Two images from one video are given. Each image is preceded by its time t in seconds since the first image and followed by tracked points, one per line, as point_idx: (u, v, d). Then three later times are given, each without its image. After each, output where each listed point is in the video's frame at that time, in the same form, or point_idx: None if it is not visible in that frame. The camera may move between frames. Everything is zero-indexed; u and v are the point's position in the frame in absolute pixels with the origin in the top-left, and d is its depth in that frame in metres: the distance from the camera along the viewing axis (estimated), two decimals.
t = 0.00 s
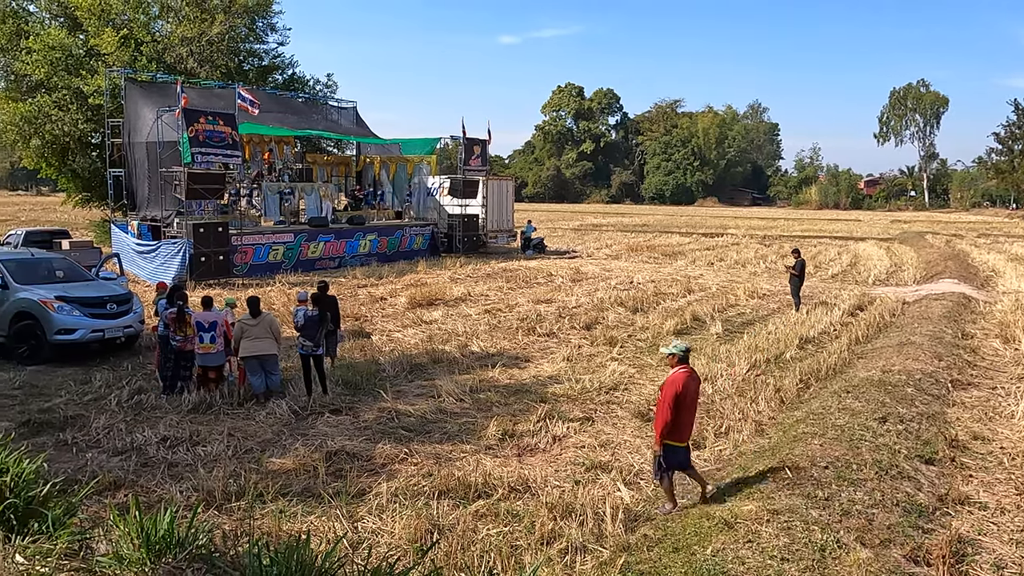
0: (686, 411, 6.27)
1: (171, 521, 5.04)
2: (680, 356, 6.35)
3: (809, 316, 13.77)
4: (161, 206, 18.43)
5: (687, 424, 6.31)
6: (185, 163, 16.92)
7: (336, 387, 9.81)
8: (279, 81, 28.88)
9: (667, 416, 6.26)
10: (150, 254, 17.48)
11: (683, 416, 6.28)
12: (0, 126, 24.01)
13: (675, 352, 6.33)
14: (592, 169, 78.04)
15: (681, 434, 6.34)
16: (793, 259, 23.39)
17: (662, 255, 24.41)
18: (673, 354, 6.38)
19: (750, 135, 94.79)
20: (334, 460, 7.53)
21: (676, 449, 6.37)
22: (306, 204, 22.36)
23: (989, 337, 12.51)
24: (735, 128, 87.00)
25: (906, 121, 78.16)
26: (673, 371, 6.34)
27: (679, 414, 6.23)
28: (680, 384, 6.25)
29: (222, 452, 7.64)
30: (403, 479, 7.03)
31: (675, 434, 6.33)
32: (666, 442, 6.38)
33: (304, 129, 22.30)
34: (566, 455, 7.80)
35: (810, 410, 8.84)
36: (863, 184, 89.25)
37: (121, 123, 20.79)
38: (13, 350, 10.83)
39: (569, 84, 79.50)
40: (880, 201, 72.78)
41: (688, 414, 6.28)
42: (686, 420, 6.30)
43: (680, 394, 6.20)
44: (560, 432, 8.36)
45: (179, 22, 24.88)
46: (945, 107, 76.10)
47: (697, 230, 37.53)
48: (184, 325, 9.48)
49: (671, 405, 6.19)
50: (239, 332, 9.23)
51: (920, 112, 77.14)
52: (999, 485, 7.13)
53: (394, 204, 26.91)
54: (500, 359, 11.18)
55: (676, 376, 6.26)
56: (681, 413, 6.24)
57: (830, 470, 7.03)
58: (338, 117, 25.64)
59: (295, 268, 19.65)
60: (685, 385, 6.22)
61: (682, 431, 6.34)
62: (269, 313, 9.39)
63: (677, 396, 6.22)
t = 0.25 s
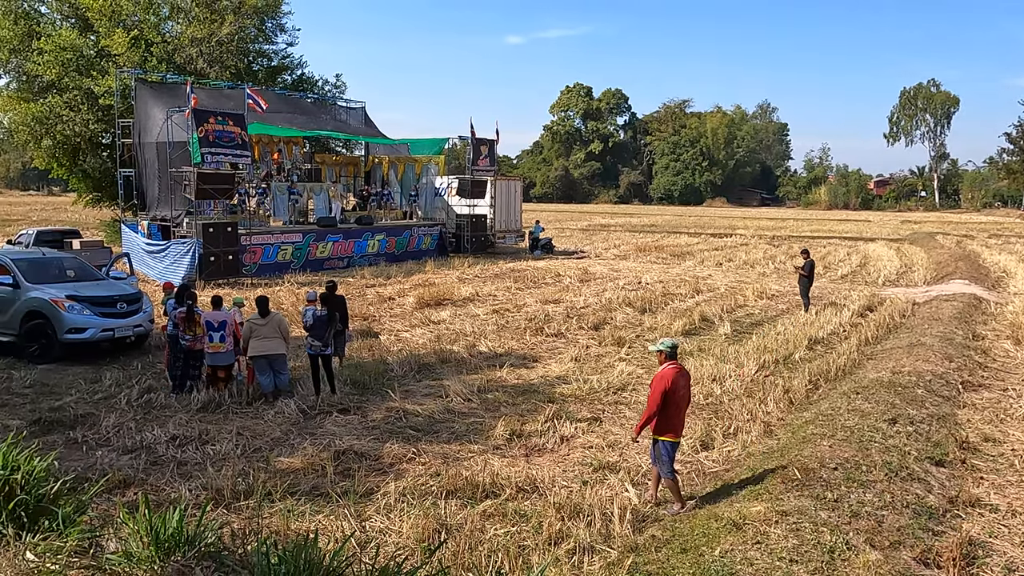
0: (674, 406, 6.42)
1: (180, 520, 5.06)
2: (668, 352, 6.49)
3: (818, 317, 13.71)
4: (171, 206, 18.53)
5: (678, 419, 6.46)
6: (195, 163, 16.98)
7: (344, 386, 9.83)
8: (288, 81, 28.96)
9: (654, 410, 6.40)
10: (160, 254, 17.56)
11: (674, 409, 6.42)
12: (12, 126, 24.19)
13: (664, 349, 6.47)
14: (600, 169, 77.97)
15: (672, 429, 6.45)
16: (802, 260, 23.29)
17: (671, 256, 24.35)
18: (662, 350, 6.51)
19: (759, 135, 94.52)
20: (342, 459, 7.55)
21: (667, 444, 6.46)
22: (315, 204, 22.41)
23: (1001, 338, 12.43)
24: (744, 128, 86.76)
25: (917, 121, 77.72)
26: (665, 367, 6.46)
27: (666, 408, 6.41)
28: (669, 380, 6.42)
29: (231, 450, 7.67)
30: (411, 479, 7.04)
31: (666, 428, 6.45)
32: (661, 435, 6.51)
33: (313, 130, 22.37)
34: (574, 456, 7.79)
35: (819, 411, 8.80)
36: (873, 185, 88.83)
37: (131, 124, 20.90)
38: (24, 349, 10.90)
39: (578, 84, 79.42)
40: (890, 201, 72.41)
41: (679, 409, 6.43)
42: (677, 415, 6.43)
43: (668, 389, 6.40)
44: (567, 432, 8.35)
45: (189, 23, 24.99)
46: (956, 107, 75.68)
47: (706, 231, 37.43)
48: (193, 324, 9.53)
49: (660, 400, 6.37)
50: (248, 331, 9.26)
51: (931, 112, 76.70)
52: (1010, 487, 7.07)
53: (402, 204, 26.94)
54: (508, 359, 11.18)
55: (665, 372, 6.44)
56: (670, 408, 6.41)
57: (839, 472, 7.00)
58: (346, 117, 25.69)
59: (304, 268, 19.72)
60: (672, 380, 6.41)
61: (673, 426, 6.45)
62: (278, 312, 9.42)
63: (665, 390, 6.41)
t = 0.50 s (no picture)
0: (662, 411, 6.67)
1: (189, 518, 5.08)
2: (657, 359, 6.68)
3: (828, 317, 13.65)
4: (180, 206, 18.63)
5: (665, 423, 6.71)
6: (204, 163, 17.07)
7: (352, 386, 9.85)
8: (297, 81, 29.03)
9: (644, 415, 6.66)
10: (169, 254, 17.64)
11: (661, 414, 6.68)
12: (23, 126, 24.35)
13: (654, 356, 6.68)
14: (608, 170, 77.88)
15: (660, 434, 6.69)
16: (811, 260, 23.20)
17: (679, 256, 24.29)
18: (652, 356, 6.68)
19: (768, 135, 94.22)
20: (350, 458, 7.57)
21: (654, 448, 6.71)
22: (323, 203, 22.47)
23: (1011, 339, 12.35)
24: (753, 128, 86.50)
25: (927, 121, 77.28)
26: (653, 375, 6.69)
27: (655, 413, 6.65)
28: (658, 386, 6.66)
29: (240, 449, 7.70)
30: (418, 478, 7.05)
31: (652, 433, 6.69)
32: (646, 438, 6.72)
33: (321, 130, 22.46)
34: (582, 456, 7.78)
35: (828, 412, 8.76)
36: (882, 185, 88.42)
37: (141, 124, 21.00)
38: (35, 348, 10.96)
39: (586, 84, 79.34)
40: (900, 202, 72.02)
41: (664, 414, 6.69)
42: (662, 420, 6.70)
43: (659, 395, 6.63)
44: (575, 432, 8.35)
45: (198, 24, 25.10)
46: (966, 107, 75.19)
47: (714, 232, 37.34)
48: (203, 323, 9.57)
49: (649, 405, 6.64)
50: (257, 331, 9.29)
51: (941, 112, 76.25)
52: (1021, 489, 7.02)
53: (409, 204, 26.97)
54: (516, 359, 11.18)
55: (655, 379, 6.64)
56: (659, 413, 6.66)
57: (848, 473, 6.97)
58: (354, 117, 25.74)
59: (312, 267, 19.78)
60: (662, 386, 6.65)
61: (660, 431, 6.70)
62: (287, 312, 9.45)
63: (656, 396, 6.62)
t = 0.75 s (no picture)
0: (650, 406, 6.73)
1: (197, 518, 5.10)
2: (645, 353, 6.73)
3: (837, 318, 13.60)
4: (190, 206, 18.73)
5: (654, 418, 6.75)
6: (213, 163, 17.15)
7: (360, 386, 9.87)
8: (306, 82, 29.10)
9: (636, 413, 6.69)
10: (178, 254, 17.73)
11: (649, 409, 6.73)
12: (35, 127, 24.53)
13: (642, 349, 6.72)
14: (616, 170, 77.79)
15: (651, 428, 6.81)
16: (820, 261, 23.10)
17: (687, 256, 24.23)
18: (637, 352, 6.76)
19: (777, 135, 93.87)
20: (358, 458, 7.59)
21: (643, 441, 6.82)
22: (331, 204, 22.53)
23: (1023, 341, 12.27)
24: (761, 128, 86.20)
25: (938, 121, 76.85)
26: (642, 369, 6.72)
27: (648, 409, 6.70)
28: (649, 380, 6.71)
29: (248, 449, 7.73)
30: (426, 478, 7.06)
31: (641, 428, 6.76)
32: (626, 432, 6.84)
33: (330, 131, 22.52)
34: (589, 456, 7.78)
35: (837, 414, 8.72)
36: (892, 185, 87.97)
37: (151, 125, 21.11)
38: (45, 347, 11.04)
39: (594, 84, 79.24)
40: (910, 202, 71.62)
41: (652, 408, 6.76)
42: (654, 414, 6.79)
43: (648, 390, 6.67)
44: (583, 433, 8.33)
45: (208, 25, 25.20)
46: (977, 107, 74.71)
47: (723, 232, 37.24)
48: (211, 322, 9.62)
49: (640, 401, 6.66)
50: (265, 331, 9.33)
51: (952, 112, 75.76)
52: None
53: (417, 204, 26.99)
54: (524, 359, 11.19)
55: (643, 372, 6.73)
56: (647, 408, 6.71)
57: (857, 475, 6.93)
58: (363, 117, 25.79)
59: (320, 268, 19.83)
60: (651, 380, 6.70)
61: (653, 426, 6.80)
62: (295, 312, 9.50)
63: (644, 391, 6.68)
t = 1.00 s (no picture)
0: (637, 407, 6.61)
1: (207, 517, 5.13)
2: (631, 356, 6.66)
3: (847, 320, 13.53)
4: (200, 207, 18.81)
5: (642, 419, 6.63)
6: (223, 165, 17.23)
7: (369, 387, 9.90)
8: (315, 84, 29.20)
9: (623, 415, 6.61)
10: (189, 255, 17.83)
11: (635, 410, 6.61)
12: (47, 129, 24.72)
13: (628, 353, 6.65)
14: (625, 171, 77.67)
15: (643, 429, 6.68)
16: (831, 262, 22.99)
17: (696, 258, 24.17)
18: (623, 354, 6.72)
19: (786, 136, 93.47)
20: (367, 459, 7.61)
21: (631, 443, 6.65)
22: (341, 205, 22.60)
23: None
24: (771, 128, 85.88)
25: (949, 121, 76.35)
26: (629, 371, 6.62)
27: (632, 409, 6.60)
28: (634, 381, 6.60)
29: (258, 449, 7.76)
30: (434, 479, 7.07)
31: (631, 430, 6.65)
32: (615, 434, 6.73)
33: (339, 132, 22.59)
34: (598, 458, 7.77)
35: (847, 416, 8.67)
36: (903, 186, 87.46)
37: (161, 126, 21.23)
38: (57, 347, 11.11)
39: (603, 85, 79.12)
40: (921, 203, 71.15)
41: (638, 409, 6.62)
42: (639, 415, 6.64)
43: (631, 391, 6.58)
44: (592, 434, 8.32)
45: (218, 27, 25.33)
46: (989, 107, 74.21)
47: (732, 233, 37.10)
48: (222, 323, 9.68)
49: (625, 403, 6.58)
50: (275, 332, 9.37)
51: (964, 113, 75.22)
52: None
53: (426, 205, 27.02)
54: (533, 360, 11.18)
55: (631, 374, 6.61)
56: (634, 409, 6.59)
57: (867, 477, 6.89)
58: (372, 118, 25.85)
59: (330, 269, 19.89)
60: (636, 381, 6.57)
61: (643, 426, 6.67)
62: (305, 313, 9.54)
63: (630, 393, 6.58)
